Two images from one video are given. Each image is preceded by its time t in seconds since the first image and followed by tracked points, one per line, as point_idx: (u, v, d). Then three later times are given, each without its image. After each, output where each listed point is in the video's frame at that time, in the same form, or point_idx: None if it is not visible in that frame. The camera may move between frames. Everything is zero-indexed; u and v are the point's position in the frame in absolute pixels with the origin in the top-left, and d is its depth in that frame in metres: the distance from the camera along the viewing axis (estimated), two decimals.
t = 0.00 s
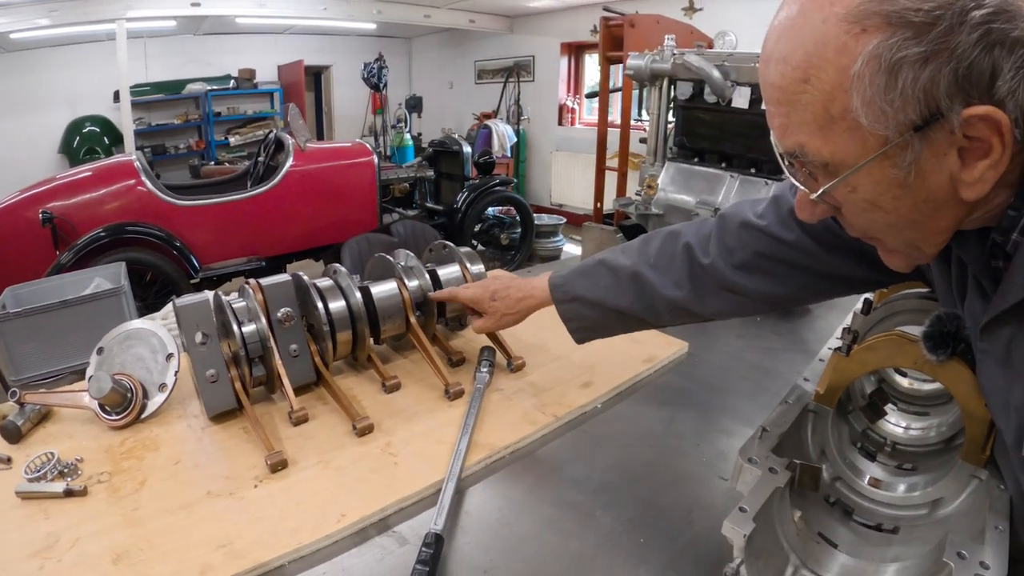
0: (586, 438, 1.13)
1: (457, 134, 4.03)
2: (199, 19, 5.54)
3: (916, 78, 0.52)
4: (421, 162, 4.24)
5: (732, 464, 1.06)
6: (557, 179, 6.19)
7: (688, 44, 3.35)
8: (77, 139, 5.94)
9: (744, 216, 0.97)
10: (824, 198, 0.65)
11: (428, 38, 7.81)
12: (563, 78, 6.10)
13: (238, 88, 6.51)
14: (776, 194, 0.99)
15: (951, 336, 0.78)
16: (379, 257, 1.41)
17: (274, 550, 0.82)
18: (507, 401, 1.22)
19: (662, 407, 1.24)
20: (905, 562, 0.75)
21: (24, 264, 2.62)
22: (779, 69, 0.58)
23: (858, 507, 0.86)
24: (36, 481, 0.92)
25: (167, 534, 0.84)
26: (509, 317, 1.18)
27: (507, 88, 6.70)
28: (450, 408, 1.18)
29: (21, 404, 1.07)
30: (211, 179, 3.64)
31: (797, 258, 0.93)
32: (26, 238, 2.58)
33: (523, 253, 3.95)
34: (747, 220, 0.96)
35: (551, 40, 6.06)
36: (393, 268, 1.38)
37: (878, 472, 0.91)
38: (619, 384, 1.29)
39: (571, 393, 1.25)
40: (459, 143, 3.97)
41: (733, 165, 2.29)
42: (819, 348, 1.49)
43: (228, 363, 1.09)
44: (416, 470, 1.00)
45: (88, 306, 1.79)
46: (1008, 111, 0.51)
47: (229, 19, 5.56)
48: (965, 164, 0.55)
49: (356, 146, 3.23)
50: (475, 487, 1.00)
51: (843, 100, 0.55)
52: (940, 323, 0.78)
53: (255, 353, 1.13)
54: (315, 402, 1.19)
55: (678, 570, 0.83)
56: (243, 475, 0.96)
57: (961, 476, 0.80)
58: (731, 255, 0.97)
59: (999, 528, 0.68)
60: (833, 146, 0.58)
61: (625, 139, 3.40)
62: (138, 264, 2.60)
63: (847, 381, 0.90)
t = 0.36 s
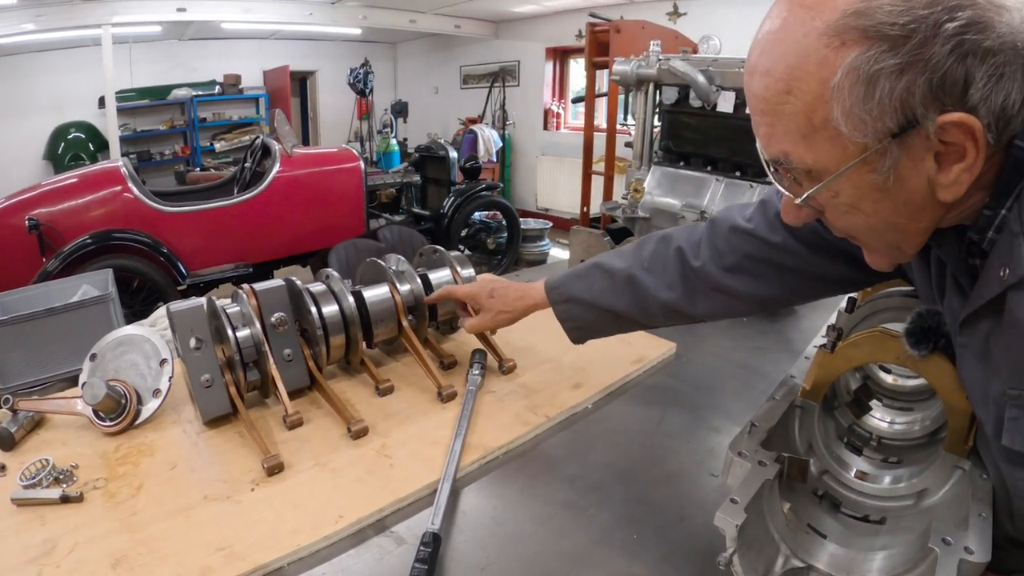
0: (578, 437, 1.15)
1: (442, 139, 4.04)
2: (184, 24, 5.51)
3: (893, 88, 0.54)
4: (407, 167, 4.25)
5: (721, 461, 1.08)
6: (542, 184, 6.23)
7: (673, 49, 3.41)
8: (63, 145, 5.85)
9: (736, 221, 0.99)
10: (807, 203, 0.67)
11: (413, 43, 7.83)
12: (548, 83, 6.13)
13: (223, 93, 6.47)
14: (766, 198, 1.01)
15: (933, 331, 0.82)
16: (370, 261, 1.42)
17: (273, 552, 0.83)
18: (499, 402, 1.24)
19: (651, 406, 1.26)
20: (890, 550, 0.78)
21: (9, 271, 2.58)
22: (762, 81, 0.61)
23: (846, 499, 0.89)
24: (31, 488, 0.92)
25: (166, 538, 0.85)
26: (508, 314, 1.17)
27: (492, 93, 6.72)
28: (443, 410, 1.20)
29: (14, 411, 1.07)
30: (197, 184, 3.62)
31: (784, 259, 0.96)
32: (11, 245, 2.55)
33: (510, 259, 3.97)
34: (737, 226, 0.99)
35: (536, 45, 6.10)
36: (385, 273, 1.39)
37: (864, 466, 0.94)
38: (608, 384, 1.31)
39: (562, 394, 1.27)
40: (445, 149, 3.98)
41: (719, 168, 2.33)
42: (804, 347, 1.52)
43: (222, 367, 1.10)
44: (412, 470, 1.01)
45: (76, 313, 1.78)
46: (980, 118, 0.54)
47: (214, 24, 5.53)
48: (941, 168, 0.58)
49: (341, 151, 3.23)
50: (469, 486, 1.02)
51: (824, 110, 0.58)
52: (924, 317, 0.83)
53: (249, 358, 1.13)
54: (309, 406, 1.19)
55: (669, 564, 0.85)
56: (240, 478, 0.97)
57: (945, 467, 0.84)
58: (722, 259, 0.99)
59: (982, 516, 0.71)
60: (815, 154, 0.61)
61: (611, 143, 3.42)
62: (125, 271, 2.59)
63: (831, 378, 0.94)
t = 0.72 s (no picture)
0: (568, 434, 1.18)
1: (428, 146, 4.08)
2: (170, 32, 5.50)
3: (858, 99, 0.58)
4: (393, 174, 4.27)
5: (707, 455, 1.11)
6: (529, 189, 6.28)
7: (658, 55, 3.47)
8: (48, 154, 5.79)
9: (729, 245, 1.04)
10: (782, 206, 0.72)
11: (399, 50, 7.86)
12: (533, 89, 6.17)
13: (209, 100, 6.45)
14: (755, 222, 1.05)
15: (910, 326, 0.84)
16: (362, 267, 1.44)
17: (271, 550, 0.85)
18: (490, 401, 1.27)
19: (639, 404, 1.29)
20: (871, 535, 0.82)
21: None
22: (738, 93, 0.65)
23: (828, 488, 0.93)
24: (30, 492, 0.94)
25: (165, 539, 0.86)
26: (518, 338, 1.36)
27: (477, 99, 6.76)
28: (436, 411, 1.22)
29: (10, 417, 1.09)
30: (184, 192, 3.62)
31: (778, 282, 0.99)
32: None
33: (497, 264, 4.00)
34: (731, 251, 1.03)
35: (521, 51, 6.15)
36: (376, 277, 1.41)
37: (846, 456, 0.98)
38: (597, 383, 1.34)
39: (552, 394, 1.30)
40: (431, 155, 4.02)
41: (702, 172, 2.38)
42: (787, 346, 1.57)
43: (218, 371, 1.13)
44: (407, 469, 1.03)
45: (66, 320, 1.80)
46: (941, 126, 0.58)
47: (201, 31, 5.53)
48: (906, 172, 0.61)
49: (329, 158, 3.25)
50: (463, 483, 1.03)
51: (794, 121, 0.62)
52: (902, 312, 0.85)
53: (245, 362, 1.15)
54: (305, 408, 1.21)
55: (656, 553, 0.89)
56: (237, 480, 0.99)
57: (924, 455, 0.87)
58: (721, 285, 1.03)
59: (959, 499, 0.74)
60: (788, 160, 0.65)
61: (596, 149, 3.46)
62: (113, 279, 2.58)
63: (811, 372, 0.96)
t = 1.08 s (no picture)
0: (555, 434, 1.21)
1: (416, 153, 4.11)
2: (158, 40, 5.51)
3: (817, 105, 0.62)
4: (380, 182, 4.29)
5: (690, 452, 1.15)
6: (516, 196, 6.32)
7: (641, 63, 3.54)
8: (35, 162, 5.75)
9: (707, 244, 1.08)
10: (753, 207, 0.76)
11: (385, 58, 7.90)
12: (519, 96, 6.23)
13: (196, 109, 6.44)
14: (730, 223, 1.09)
15: (881, 323, 0.88)
16: (353, 274, 1.47)
17: (268, 548, 0.87)
18: (478, 403, 1.30)
19: (625, 404, 1.33)
20: (846, 525, 0.86)
21: None
22: (708, 102, 0.69)
23: (807, 483, 0.96)
24: (30, 497, 0.97)
25: (163, 541, 0.89)
26: (494, 342, 1.31)
27: (464, 106, 6.81)
28: (426, 413, 1.25)
29: (7, 423, 1.13)
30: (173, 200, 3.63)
31: (748, 275, 1.04)
32: None
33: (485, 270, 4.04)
34: (706, 249, 1.07)
35: (507, 58, 6.21)
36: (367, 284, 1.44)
37: (824, 451, 1.01)
38: (583, 385, 1.38)
39: (539, 395, 1.34)
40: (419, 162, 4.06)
41: (685, 178, 2.44)
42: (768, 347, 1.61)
43: (212, 376, 1.15)
44: (398, 469, 1.06)
45: (58, 329, 1.80)
46: (895, 129, 0.62)
47: (188, 39, 5.54)
48: (866, 172, 0.65)
49: (317, 166, 3.27)
50: (453, 483, 1.06)
51: (759, 126, 0.66)
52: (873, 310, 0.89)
53: (239, 366, 1.17)
54: (298, 412, 1.23)
55: (638, 544, 0.92)
56: (233, 482, 1.02)
57: (898, 448, 0.90)
58: (694, 280, 1.07)
59: (930, 489, 0.78)
60: (755, 163, 0.69)
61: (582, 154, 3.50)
62: (103, 288, 2.58)
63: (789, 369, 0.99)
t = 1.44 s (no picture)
0: (544, 436, 1.25)
1: (404, 160, 4.12)
2: (147, 48, 5.51)
3: (786, 121, 0.66)
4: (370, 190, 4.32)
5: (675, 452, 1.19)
6: (504, 203, 6.37)
7: (627, 70, 3.60)
8: (24, 170, 5.66)
9: (680, 251, 1.12)
10: (727, 217, 0.80)
11: (373, 66, 7.93)
12: (507, 103, 6.28)
13: (184, 117, 6.43)
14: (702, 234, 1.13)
15: (855, 325, 0.91)
16: (344, 281, 1.50)
17: (267, 549, 0.90)
18: (469, 407, 1.33)
19: (612, 407, 1.37)
20: (824, 517, 0.89)
21: None
22: (684, 118, 0.74)
23: (786, 479, 1.00)
24: (31, 503, 1.00)
25: (164, 544, 0.92)
26: (469, 350, 1.33)
27: (452, 114, 6.85)
28: (418, 418, 1.28)
29: (6, 431, 1.18)
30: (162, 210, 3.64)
31: (725, 283, 1.07)
32: None
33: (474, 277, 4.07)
34: (680, 256, 1.11)
35: (495, 66, 6.26)
36: (358, 291, 1.47)
37: (804, 448, 1.05)
38: (572, 388, 1.42)
39: (528, 398, 1.37)
40: (408, 170, 4.08)
41: (670, 185, 2.48)
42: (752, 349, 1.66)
43: (210, 383, 1.18)
44: (392, 471, 1.09)
45: (46, 339, 1.79)
46: (861, 142, 0.66)
47: (176, 48, 5.54)
48: (835, 183, 0.70)
49: (306, 175, 3.30)
50: (446, 485, 1.10)
51: (733, 141, 0.71)
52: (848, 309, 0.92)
53: (236, 374, 1.20)
54: (293, 417, 1.27)
55: (624, 539, 0.96)
56: (232, 486, 1.05)
57: (874, 443, 0.94)
58: (668, 285, 1.11)
59: (903, 482, 0.82)
60: (728, 176, 0.74)
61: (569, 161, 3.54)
62: (94, 298, 2.59)
63: (766, 370, 1.02)
